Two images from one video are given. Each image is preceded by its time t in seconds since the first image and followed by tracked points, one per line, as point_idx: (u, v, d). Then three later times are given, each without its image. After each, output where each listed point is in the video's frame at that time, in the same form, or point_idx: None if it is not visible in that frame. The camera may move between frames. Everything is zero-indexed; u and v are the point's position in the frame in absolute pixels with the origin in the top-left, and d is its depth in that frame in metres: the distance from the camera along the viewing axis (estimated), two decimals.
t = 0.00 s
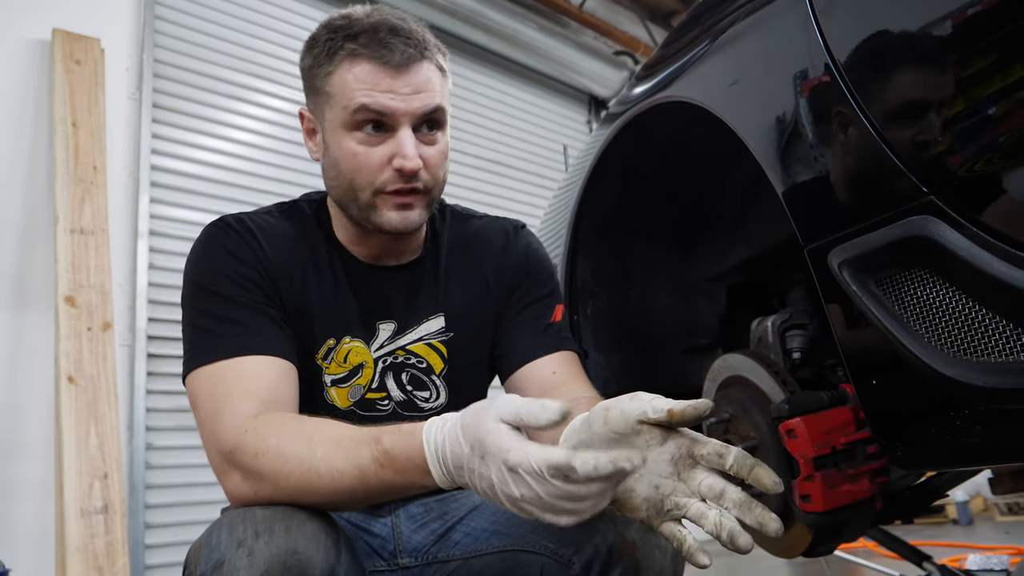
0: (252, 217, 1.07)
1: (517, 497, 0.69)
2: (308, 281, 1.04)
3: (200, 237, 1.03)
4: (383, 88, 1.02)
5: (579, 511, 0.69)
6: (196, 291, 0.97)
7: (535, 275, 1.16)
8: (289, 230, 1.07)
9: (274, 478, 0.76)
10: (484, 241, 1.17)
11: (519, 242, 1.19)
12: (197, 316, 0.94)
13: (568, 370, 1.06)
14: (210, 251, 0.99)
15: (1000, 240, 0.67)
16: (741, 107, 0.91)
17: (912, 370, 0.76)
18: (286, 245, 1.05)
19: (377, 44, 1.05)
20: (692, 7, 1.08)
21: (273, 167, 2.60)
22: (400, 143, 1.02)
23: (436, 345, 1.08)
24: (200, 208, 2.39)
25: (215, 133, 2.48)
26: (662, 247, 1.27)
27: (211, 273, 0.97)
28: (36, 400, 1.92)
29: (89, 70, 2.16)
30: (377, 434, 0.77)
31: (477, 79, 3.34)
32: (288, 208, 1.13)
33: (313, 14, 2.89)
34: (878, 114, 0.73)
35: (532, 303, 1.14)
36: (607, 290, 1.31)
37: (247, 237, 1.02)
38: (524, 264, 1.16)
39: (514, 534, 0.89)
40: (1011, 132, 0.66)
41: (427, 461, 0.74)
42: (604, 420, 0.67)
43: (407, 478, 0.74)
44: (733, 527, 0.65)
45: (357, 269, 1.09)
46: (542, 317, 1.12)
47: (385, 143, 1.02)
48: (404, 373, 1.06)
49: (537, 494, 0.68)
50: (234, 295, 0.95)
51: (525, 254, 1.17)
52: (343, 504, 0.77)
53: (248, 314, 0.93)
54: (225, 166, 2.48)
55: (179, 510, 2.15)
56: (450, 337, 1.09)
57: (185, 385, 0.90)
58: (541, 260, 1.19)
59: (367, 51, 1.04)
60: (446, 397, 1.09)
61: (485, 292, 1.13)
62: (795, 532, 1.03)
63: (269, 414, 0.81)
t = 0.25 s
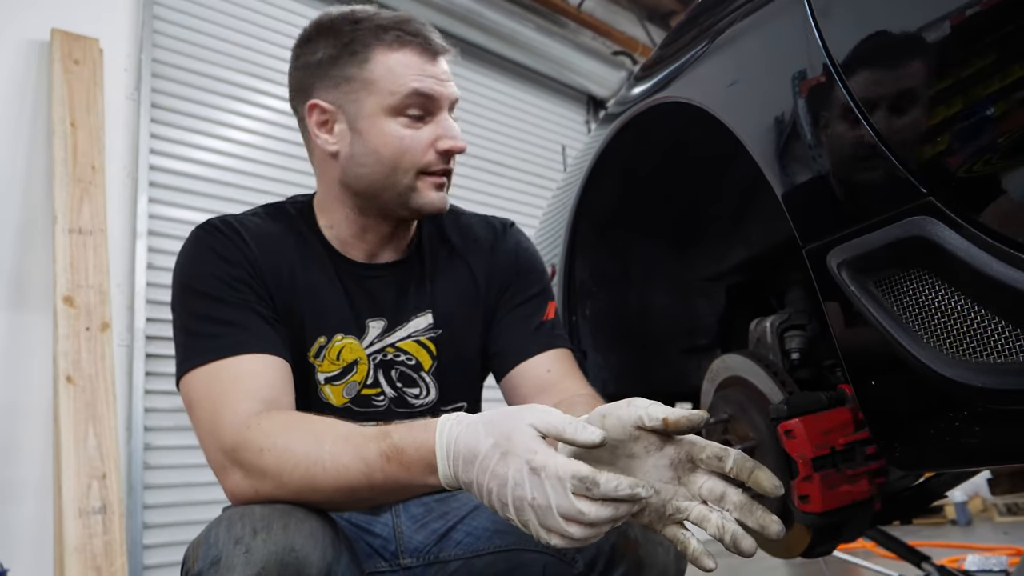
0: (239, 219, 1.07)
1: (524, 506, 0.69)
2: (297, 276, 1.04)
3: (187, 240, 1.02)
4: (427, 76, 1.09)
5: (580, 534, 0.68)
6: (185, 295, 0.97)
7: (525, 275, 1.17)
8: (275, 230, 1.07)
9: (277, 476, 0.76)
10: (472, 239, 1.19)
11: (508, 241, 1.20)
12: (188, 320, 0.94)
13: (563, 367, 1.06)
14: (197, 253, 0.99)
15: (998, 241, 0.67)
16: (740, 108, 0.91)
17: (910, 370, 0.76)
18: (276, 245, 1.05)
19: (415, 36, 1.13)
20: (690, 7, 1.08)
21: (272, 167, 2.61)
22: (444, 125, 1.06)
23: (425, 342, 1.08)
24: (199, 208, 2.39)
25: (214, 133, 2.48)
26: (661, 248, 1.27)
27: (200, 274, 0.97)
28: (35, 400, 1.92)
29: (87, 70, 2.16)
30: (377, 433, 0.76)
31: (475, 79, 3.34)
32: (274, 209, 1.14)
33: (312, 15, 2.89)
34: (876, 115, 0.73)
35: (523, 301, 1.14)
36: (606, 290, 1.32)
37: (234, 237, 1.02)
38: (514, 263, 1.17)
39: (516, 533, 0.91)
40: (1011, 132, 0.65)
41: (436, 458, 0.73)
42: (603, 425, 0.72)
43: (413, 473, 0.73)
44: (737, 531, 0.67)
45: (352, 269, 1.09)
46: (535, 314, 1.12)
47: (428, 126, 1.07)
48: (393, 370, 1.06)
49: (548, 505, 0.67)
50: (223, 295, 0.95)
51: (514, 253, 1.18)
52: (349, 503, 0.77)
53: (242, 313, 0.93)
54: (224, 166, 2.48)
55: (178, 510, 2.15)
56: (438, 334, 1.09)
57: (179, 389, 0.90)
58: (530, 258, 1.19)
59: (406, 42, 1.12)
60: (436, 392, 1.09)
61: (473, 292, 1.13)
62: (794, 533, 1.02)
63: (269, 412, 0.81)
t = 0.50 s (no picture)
0: (232, 222, 1.07)
1: (534, 503, 0.70)
2: (292, 278, 1.04)
3: (178, 245, 1.02)
4: (454, 106, 1.10)
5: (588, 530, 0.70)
6: (179, 297, 0.96)
7: (518, 278, 1.17)
8: (268, 232, 1.08)
9: (280, 477, 0.75)
10: (464, 241, 1.20)
11: (501, 245, 1.20)
12: (182, 322, 0.94)
13: (558, 367, 1.06)
14: (189, 256, 0.99)
15: (998, 241, 0.67)
16: (739, 108, 0.91)
17: (910, 371, 0.76)
18: (270, 247, 1.05)
19: (448, 64, 1.14)
20: (690, 8, 1.08)
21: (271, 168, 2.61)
22: (461, 155, 1.09)
23: (419, 344, 1.08)
24: (199, 208, 2.39)
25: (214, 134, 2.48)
26: (660, 248, 1.27)
27: (193, 276, 0.97)
28: (35, 401, 1.92)
29: (87, 71, 2.16)
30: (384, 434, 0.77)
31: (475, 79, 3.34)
32: (266, 213, 1.14)
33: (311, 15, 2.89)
34: (876, 116, 0.73)
35: (516, 303, 1.14)
36: (606, 290, 1.32)
37: (227, 240, 1.02)
38: (505, 266, 1.17)
39: (518, 532, 0.91)
40: (1010, 133, 0.66)
41: (444, 458, 0.74)
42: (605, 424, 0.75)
43: (421, 472, 0.74)
44: (742, 522, 0.72)
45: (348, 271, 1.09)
46: (528, 316, 1.12)
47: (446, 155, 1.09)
48: (387, 372, 1.06)
49: (557, 500, 0.69)
50: (217, 296, 0.95)
51: (507, 256, 1.19)
52: (355, 504, 0.77)
53: (235, 314, 0.93)
54: (224, 167, 2.48)
55: (178, 511, 2.15)
56: (432, 336, 1.09)
57: (177, 391, 0.90)
58: (522, 260, 1.20)
59: (438, 69, 1.12)
60: (430, 393, 1.09)
61: (466, 293, 1.13)
62: (794, 534, 1.02)
63: (272, 413, 0.81)
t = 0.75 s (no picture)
0: (241, 220, 1.07)
1: (521, 502, 0.69)
2: (296, 273, 1.04)
3: (185, 240, 1.03)
4: (412, 98, 1.02)
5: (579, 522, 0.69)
6: (185, 294, 0.97)
7: (519, 277, 1.16)
8: (275, 230, 1.08)
9: (275, 474, 0.76)
10: (467, 240, 1.18)
11: (504, 244, 1.19)
12: (188, 319, 0.94)
13: (558, 363, 1.06)
14: (195, 252, 0.99)
15: (996, 240, 0.67)
16: (739, 107, 0.91)
17: (910, 369, 0.76)
18: (276, 246, 1.05)
19: (405, 53, 1.05)
20: (690, 7, 1.08)
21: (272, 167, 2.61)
22: (424, 151, 1.02)
23: (421, 344, 1.08)
24: (199, 208, 2.39)
25: (214, 133, 2.48)
26: (660, 248, 1.27)
27: (200, 273, 0.97)
28: (35, 400, 1.91)
29: (87, 70, 2.16)
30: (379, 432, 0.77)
31: (475, 78, 3.34)
32: (274, 210, 1.14)
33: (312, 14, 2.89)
34: (876, 114, 0.73)
35: (516, 302, 1.13)
36: (606, 289, 1.32)
37: (238, 241, 1.02)
38: (508, 266, 1.16)
39: (516, 531, 0.90)
40: (1010, 132, 0.66)
41: (430, 465, 0.73)
42: (623, 408, 0.73)
43: (408, 477, 0.73)
44: (758, 506, 0.67)
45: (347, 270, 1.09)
46: (529, 315, 1.11)
47: (409, 150, 1.03)
48: (389, 372, 1.06)
49: (543, 501, 0.68)
50: (223, 293, 0.95)
51: (510, 255, 1.17)
52: (344, 504, 0.76)
53: (241, 311, 0.93)
54: (223, 166, 2.48)
55: (177, 510, 2.15)
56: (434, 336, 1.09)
57: (178, 386, 0.90)
58: (525, 260, 1.19)
59: (393, 60, 1.04)
60: (432, 393, 1.09)
61: (470, 293, 1.13)
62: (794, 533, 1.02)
63: (269, 410, 0.81)
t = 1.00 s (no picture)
0: (237, 222, 1.07)
1: (490, 477, 0.69)
2: (294, 285, 1.04)
3: (185, 243, 1.02)
4: (369, 113, 1.00)
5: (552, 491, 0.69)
6: (184, 297, 0.96)
7: (521, 275, 1.14)
8: (272, 232, 1.08)
9: (264, 475, 0.76)
10: (467, 239, 1.17)
11: (503, 245, 1.17)
12: (187, 321, 0.94)
13: (559, 365, 1.05)
14: (195, 256, 0.99)
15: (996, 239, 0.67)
16: (740, 107, 0.91)
17: (910, 369, 0.76)
18: (274, 249, 1.05)
19: (360, 67, 1.03)
20: (690, 7, 1.08)
21: (272, 167, 2.60)
22: (388, 167, 1.00)
23: (421, 347, 1.08)
24: (199, 207, 2.38)
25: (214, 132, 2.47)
26: (662, 248, 1.27)
27: (198, 275, 0.97)
28: (35, 400, 1.92)
29: (87, 69, 2.16)
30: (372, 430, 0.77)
31: (476, 78, 3.34)
32: (272, 212, 1.14)
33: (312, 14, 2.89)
34: (879, 114, 0.73)
35: (517, 302, 1.12)
36: (606, 289, 1.31)
37: (234, 241, 1.03)
38: (509, 262, 1.15)
39: (516, 532, 0.89)
40: (1011, 132, 0.65)
41: (406, 455, 0.73)
42: (608, 407, 0.74)
43: (389, 473, 0.74)
44: (757, 486, 0.69)
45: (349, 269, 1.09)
46: (531, 315, 1.10)
47: (374, 165, 1.01)
48: (389, 375, 1.07)
49: (506, 473, 0.68)
50: (222, 296, 0.95)
51: (510, 253, 1.16)
52: (334, 501, 0.76)
53: (235, 314, 0.93)
54: (224, 165, 2.48)
55: (176, 509, 2.15)
56: (434, 339, 1.09)
57: (177, 388, 0.90)
58: (527, 261, 1.16)
59: (347, 75, 1.02)
60: (432, 396, 1.08)
61: (471, 294, 1.12)
62: (794, 533, 1.03)
63: (261, 411, 0.81)
